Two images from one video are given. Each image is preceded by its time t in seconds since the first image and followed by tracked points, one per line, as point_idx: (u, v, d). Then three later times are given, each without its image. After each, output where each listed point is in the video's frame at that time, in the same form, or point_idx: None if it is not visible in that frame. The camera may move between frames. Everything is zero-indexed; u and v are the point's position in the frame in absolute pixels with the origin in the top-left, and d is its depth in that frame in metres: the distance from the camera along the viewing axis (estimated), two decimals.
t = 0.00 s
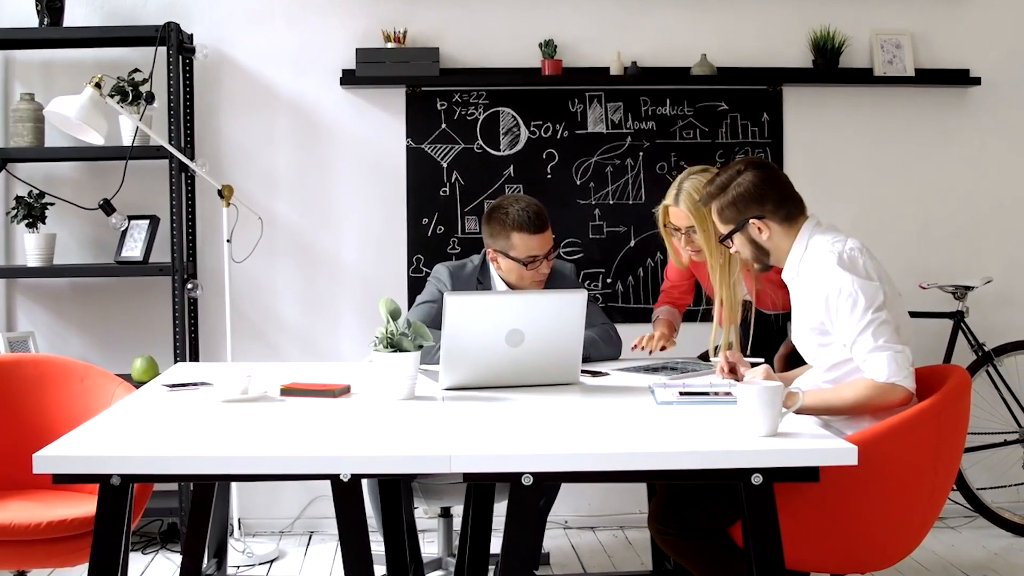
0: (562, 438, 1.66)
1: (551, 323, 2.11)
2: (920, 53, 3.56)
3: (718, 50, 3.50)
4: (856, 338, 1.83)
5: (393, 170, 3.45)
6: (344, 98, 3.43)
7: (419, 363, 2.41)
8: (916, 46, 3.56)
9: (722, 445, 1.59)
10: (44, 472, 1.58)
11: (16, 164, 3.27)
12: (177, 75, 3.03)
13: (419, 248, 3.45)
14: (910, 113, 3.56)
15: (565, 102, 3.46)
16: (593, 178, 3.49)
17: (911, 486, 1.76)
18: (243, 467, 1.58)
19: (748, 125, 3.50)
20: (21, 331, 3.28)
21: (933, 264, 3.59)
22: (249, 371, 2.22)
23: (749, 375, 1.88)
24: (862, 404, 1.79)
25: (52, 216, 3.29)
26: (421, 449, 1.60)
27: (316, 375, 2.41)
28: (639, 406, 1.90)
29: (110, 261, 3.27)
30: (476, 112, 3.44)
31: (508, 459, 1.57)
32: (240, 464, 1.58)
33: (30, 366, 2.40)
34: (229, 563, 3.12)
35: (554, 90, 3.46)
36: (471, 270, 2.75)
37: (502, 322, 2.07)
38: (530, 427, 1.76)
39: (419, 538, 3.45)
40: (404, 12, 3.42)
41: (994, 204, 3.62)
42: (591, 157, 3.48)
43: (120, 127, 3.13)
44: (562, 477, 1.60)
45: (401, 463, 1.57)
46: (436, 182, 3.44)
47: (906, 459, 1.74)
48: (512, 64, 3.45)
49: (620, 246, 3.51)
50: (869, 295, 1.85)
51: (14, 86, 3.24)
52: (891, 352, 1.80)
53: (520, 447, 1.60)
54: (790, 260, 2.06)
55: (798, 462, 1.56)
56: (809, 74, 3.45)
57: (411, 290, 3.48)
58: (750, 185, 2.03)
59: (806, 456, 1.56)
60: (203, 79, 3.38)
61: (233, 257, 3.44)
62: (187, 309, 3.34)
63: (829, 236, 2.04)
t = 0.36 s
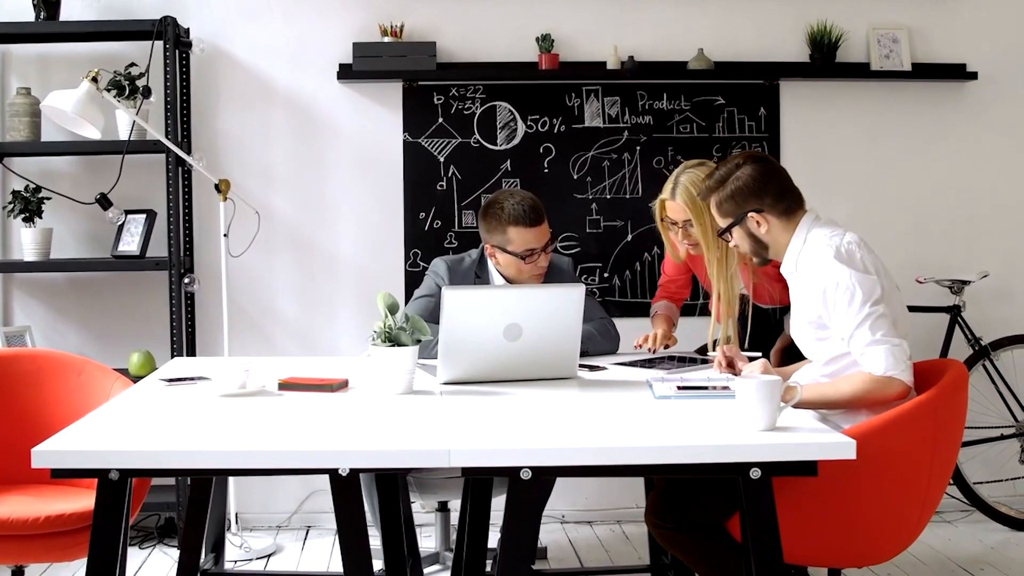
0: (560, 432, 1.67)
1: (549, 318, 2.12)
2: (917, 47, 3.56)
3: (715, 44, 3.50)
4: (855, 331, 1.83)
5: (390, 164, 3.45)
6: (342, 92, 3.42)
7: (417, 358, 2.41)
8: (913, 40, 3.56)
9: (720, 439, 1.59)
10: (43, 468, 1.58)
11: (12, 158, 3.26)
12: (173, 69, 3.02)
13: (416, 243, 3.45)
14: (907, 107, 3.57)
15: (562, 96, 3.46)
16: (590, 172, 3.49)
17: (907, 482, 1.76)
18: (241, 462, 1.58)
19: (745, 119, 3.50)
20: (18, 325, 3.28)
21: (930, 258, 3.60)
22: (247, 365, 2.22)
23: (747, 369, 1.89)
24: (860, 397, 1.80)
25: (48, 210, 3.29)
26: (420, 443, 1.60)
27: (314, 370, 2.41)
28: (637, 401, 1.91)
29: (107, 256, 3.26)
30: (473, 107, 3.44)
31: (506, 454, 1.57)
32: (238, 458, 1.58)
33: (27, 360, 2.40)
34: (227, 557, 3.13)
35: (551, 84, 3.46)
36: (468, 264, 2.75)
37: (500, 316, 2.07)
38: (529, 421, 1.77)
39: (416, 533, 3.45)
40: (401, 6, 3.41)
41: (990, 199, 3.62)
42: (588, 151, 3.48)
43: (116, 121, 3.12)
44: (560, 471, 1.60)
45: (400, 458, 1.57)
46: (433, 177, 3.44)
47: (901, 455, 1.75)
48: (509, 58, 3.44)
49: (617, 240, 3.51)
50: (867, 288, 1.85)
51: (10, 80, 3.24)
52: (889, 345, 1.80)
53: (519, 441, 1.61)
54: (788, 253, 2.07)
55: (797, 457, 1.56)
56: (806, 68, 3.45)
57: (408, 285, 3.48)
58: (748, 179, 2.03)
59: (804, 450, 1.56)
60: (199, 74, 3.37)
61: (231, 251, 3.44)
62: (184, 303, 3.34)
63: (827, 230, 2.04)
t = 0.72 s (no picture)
0: (559, 426, 1.67)
1: (547, 313, 2.12)
2: (914, 42, 3.56)
3: (712, 38, 3.50)
4: (854, 326, 1.84)
5: (387, 158, 3.45)
6: (339, 86, 3.42)
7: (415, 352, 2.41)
8: (910, 34, 3.56)
9: (719, 433, 1.60)
10: (41, 462, 1.58)
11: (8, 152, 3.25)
12: (170, 63, 3.02)
13: (413, 237, 3.45)
14: (903, 102, 3.57)
15: (559, 90, 3.46)
16: (587, 166, 3.49)
17: (908, 476, 1.77)
18: (240, 456, 1.58)
19: (742, 113, 3.51)
20: (15, 320, 3.27)
21: (927, 253, 3.60)
22: (245, 359, 2.22)
23: (744, 363, 1.89)
24: (859, 391, 1.80)
25: (45, 205, 3.28)
26: (419, 437, 1.61)
27: (312, 364, 2.41)
28: (635, 394, 1.91)
29: (103, 250, 3.26)
30: (470, 101, 3.43)
31: (505, 447, 1.58)
32: (237, 452, 1.59)
33: (25, 354, 2.40)
34: (224, 551, 3.13)
35: (548, 78, 3.46)
36: (467, 259, 2.74)
37: (498, 311, 2.08)
38: (527, 415, 1.77)
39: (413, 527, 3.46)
40: None
41: (987, 193, 3.63)
42: (585, 145, 3.48)
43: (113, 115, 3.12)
44: (559, 464, 1.61)
45: (399, 451, 1.58)
46: (430, 171, 3.44)
47: (902, 449, 1.76)
48: (506, 52, 3.44)
49: (614, 234, 3.51)
50: (866, 283, 1.86)
51: (6, 74, 3.23)
52: (888, 340, 1.81)
53: (518, 435, 1.61)
54: (786, 247, 2.07)
55: (795, 450, 1.57)
56: (804, 62, 3.45)
57: (405, 279, 3.48)
58: (746, 173, 2.04)
59: (803, 444, 1.57)
60: (196, 68, 3.36)
61: (228, 245, 3.43)
62: (181, 297, 3.33)
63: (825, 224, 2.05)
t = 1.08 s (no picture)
0: (558, 421, 1.67)
1: (545, 308, 2.12)
2: (912, 37, 3.56)
3: (710, 34, 3.50)
4: (853, 321, 1.85)
5: (385, 154, 3.45)
6: (336, 82, 3.41)
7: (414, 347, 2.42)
8: (907, 29, 3.56)
9: (718, 428, 1.60)
10: (41, 457, 1.58)
11: (6, 147, 3.24)
12: (168, 58, 3.02)
13: (411, 232, 3.45)
14: (901, 97, 3.57)
15: (557, 85, 3.46)
16: (585, 161, 3.49)
17: (908, 470, 1.78)
18: (239, 451, 1.59)
19: (740, 109, 3.51)
20: (12, 315, 3.27)
21: (924, 248, 3.61)
22: (243, 354, 2.22)
23: (743, 358, 1.90)
24: (860, 386, 1.80)
25: (43, 200, 3.28)
26: (419, 432, 1.61)
27: (310, 359, 2.41)
28: (634, 389, 1.92)
29: (101, 245, 3.25)
30: (468, 96, 3.43)
31: (504, 443, 1.58)
32: (236, 447, 1.59)
33: (23, 349, 2.40)
34: (222, 547, 3.13)
35: (546, 73, 3.46)
36: (465, 255, 2.75)
37: (496, 306, 2.08)
38: (526, 410, 1.77)
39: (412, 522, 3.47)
40: None
41: (984, 188, 3.64)
42: (583, 140, 3.48)
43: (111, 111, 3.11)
44: (559, 459, 1.61)
45: (399, 446, 1.58)
46: (428, 166, 3.44)
47: (903, 442, 1.76)
48: (504, 48, 3.44)
49: (612, 229, 3.51)
50: (866, 278, 1.86)
51: (3, 69, 3.22)
52: (888, 335, 1.81)
53: (517, 430, 1.62)
54: (784, 242, 2.08)
55: (794, 445, 1.57)
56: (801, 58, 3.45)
57: (404, 274, 3.48)
58: (744, 168, 2.04)
59: (801, 438, 1.57)
60: (194, 63, 3.36)
61: (226, 240, 3.43)
62: (178, 292, 3.33)
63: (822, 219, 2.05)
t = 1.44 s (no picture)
0: (557, 414, 1.68)
1: (544, 302, 2.12)
2: (909, 30, 3.56)
3: (708, 27, 3.50)
4: (851, 315, 1.85)
5: (382, 147, 3.44)
6: (333, 75, 3.41)
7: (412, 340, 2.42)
8: (904, 23, 3.56)
9: (716, 421, 1.61)
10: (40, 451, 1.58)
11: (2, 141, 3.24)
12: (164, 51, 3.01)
13: (408, 226, 3.45)
14: (897, 90, 3.58)
15: (554, 78, 3.45)
16: (582, 155, 3.49)
17: (908, 464, 1.79)
18: (238, 444, 1.59)
19: (737, 102, 3.51)
20: (9, 309, 3.27)
21: (921, 242, 3.62)
22: (242, 347, 2.22)
23: (741, 351, 1.90)
24: (859, 380, 1.81)
25: (40, 194, 3.27)
26: (418, 425, 1.61)
27: (308, 352, 2.41)
28: (632, 382, 1.92)
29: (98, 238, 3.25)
30: (465, 89, 3.43)
31: (503, 436, 1.58)
32: (235, 441, 1.59)
33: (20, 343, 2.40)
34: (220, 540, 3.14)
35: (543, 67, 3.45)
36: (462, 248, 2.76)
37: (495, 300, 2.08)
38: (525, 403, 1.78)
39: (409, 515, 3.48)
40: None
41: (981, 182, 3.64)
42: (580, 133, 3.48)
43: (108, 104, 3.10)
44: (558, 452, 1.62)
45: (398, 439, 1.58)
46: (425, 159, 3.44)
47: (903, 435, 1.77)
48: (501, 41, 3.43)
49: (609, 223, 3.51)
50: (864, 271, 1.87)
51: None
52: (885, 329, 1.82)
53: (516, 424, 1.62)
54: (781, 234, 2.08)
55: (791, 438, 1.58)
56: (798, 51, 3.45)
57: (401, 267, 3.48)
58: (741, 161, 2.04)
59: (799, 431, 1.58)
60: (190, 56, 3.35)
61: (223, 233, 3.43)
62: (176, 286, 3.33)
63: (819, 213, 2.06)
